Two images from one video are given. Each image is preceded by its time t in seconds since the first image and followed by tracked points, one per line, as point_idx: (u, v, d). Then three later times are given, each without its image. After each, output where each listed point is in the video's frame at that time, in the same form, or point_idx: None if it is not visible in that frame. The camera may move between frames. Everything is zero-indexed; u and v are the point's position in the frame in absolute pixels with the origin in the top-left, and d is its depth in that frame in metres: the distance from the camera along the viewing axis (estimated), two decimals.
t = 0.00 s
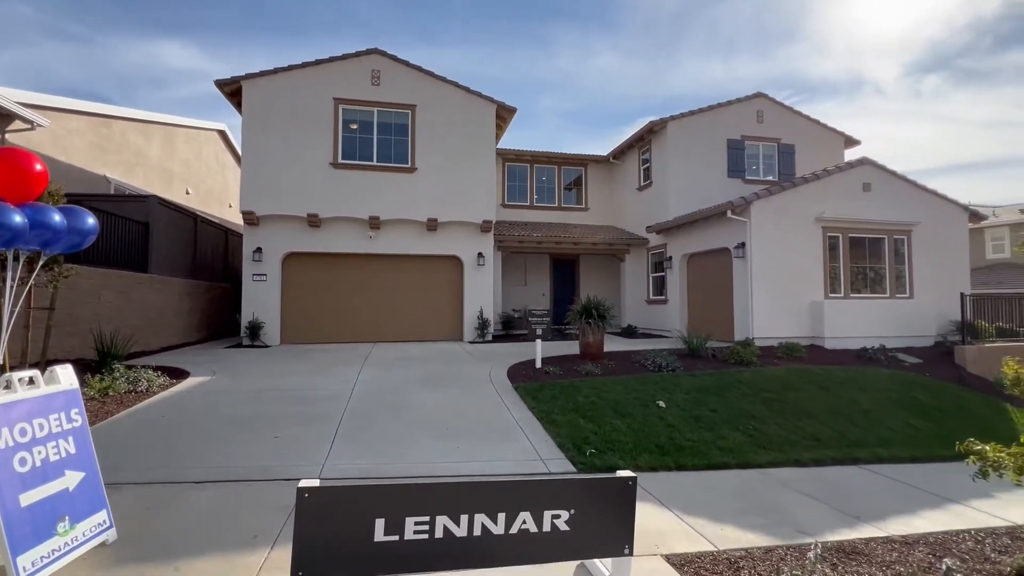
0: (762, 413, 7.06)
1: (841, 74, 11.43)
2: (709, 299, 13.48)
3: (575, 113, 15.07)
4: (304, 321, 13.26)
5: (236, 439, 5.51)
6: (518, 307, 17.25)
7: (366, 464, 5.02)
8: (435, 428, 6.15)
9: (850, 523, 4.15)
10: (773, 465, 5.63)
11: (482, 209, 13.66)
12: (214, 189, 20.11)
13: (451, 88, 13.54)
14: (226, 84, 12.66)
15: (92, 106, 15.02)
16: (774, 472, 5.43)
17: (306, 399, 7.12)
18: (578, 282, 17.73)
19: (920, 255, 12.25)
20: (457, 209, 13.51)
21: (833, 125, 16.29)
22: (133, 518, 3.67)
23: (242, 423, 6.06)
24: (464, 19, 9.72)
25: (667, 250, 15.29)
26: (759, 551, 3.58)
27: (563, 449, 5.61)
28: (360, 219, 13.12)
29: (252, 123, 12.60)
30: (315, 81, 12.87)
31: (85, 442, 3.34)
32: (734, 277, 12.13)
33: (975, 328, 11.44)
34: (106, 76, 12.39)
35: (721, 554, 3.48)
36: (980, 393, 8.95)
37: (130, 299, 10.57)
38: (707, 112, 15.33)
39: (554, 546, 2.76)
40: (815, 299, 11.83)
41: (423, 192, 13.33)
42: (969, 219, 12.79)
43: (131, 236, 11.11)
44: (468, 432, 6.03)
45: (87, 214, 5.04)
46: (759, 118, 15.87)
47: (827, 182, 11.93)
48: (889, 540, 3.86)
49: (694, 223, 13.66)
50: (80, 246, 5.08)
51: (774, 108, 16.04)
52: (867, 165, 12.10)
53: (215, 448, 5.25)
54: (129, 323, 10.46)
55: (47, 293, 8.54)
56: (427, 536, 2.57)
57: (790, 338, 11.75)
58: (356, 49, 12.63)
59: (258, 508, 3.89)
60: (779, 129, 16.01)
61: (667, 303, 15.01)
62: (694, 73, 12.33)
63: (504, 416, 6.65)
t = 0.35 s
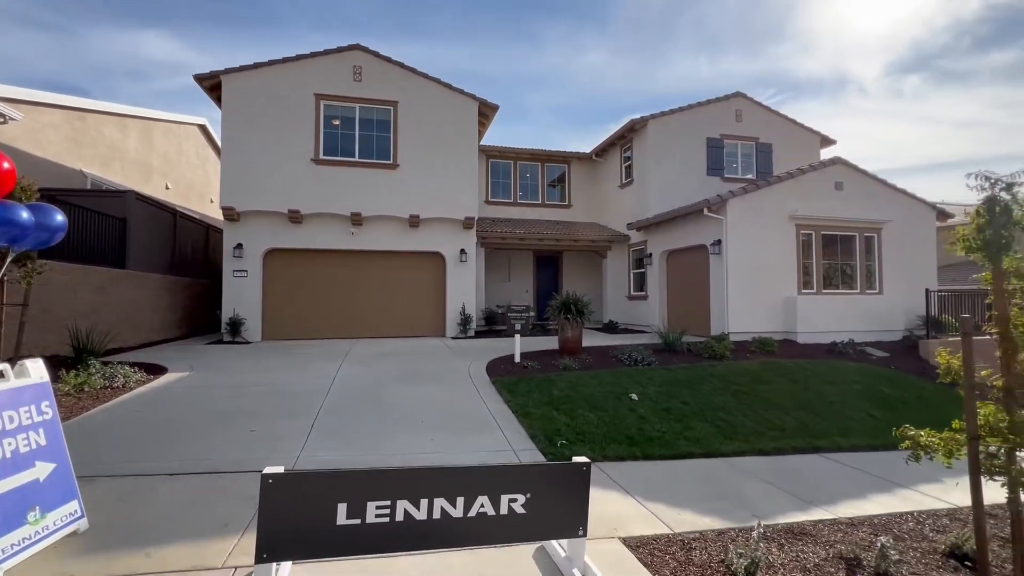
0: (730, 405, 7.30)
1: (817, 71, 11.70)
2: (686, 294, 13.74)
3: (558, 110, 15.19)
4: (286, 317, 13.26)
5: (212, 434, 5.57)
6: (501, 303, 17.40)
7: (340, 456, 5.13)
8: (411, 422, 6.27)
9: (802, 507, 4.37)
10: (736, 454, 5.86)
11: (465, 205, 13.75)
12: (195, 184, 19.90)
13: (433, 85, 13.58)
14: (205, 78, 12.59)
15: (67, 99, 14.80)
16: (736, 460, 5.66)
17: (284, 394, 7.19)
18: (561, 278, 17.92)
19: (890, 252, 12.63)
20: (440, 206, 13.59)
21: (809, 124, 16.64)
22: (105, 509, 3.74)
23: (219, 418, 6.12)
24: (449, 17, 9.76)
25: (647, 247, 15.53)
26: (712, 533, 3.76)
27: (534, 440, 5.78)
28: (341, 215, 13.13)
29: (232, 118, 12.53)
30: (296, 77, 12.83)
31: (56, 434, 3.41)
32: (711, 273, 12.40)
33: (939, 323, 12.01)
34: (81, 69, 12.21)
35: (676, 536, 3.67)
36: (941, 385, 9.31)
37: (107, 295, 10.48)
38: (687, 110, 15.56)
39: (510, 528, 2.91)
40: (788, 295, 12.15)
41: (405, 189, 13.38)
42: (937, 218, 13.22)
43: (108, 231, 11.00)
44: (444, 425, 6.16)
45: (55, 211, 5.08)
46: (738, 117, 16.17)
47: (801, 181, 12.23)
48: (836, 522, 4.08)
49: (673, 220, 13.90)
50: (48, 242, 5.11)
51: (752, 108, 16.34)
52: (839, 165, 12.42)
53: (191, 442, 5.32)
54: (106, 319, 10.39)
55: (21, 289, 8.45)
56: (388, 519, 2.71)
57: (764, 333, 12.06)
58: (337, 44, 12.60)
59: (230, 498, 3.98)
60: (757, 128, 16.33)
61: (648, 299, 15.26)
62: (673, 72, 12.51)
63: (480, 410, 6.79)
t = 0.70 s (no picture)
0: (696, 397, 7.54)
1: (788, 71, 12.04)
2: (661, 290, 14.00)
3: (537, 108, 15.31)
4: (261, 313, 13.16)
5: (179, 429, 5.58)
6: (481, 299, 17.48)
7: (308, 449, 5.19)
8: (382, 417, 6.35)
9: (753, 493, 4.57)
10: (697, 444, 6.08)
11: (443, 202, 13.79)
12: (169, 179, 19.54)
13: (411, 81, 13.58)
14: (177, 71, 12.43)
15: (33, 90, 14.47)
16: (696, 450, 5.87)
17: (255, 390, 7.21)
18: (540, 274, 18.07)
19: (856, 249, 13.04)
20: (418, 202, 13.61)
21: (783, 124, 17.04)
22: (65, 503, 3.76)
23: (187, 414, 6.11)
24: (428, 16, 9.78)
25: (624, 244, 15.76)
26: (664, 518, 3.92)
27: (502, 433, 5.91)
28: (318, 211, 13.07)
29: (206, 111, 12.36)
30: (271, 71, 12.71)
31: (12, 428, 3.41)
32: (684, 270, 12.66)
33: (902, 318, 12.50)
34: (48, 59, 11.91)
35: (628, 522, 3.82)
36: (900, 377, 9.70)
37: (75, 291, 10.30)
38: (664, 109, 15.85)
39: (462, 515, 3.01)
40: (758, 291, 12.48)
41: (382, 185, 13.36)
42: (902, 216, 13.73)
43: (76, 226, 10.81)
44: (414, 419, 6.25)
45: (7, 207, 4.98)
46: (713, 117, 16.49)
47: (772, 180, 12.55)
48: (783, 506, 4.28)
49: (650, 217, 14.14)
50: None
51: (727, 108, 16.69)
52: (808, 164, 12.77)
53: (157, 437, 5.32)
54: (74, 315, 10.22)
55: None
56: (342, 507, 2.80)
57: (735, 329, 12.37)
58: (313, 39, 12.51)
59: (194, 491, 4.03)
60: (732, 128, 16.67)
61: (624, 295, 15.51)
62: (651, 71, 12.74)
63: (451, 404, 6.89)
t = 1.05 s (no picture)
0: (662, 390, 7.71)
1: (761, 71, 12.32)
2: (635, 286, 14.20)
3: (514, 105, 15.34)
4: (232, 309, 12.96)
5: (138, 426, 5.51)
6: (458, 295, 17.49)
7: (270, 444, 5.17)
8: (348, 411, 6.34)
9: (707, 482, 4.71)
10: (660, 435, 6.23)
11: (419, 197, 13.74)
12: (138, 172, 19.10)
13: (386, 75, 13.48)
14: (143, 61, 12.14)
15: None
16: (658, 441, 6.02)
17: (221, 386, 7.14)
18: (517, 270, 18.13)
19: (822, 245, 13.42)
20: (393, 197, 13.54)
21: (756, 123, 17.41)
22: (10, 500, 3.69)
23: (148, 410, 6.03)
24: (403, 14, 9.77)
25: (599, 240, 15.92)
26: (617, 506, 4.03)
27: (467, 426, 5.96)
28: (290, 206, 12.90)
29: (174, 103, 12.10)
30: (242, 62, 12.48)
31: None
32: (656, 265, 12.87)
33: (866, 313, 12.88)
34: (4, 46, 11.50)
35: (581, 510, 3.92)
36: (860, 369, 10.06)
37: (35, 287, 10.01)
38: (640, 106, 16.07)
39: (411, 506, 3.05)
40: (729, 286, 12.75)
41: (357, 180, 13.25)
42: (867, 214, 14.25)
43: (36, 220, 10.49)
44: (381, 414, 6.26)
45: None
46: (687, 115, 16.75)
47: (743, 178, 12.83)
48: (734, 493, 4.43)
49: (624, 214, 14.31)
50: None
51: (702, 106, 16.98)
52: (777, 162, 13.05)
53: (115, 434, 5.25)
54: (34, 312, 9.94)
55: None
56: (288, 498, 2.82)
57: (706, 323, 12.63)
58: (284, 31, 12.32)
59: (147, 487, 4.00)
60: (706, 126, 16.96)
61: (600, 290, 15.68)
62: (627, 69, 12.91)
63: (419, 398, 6.92)
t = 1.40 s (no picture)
0: (629, 383, 7.79)
1: (735, 71, 12.48)
2: (609, 281, 14.30)
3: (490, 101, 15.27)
4: (200, 305, 12.67)
5: (89, 424, 5.36)
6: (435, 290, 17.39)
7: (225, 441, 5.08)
8: (311, 407, 6.26)
9: (664, 472, 4.77)
10: (623, 428, 6.30)
11: (393, 192, 13.61)
12: (104, 164, 18.52)
13: (359, 68, 13.29)
14: (104, 49, 11.75)
15: None
16: (621, 433, 6.08)
17: (180, 382, 6.98)
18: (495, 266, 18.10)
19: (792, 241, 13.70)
20: (367, 192, 13.38)
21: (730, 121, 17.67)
22: None
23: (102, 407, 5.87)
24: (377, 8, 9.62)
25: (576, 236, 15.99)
26: (571, 496, 4.05)
27: (431, 420, 5.94)
28: (260, 200, 12.65)
29: (138, 94, 11.75)
30: (209, 52, 12.17)
31: None
32: (630, 261, 12.98)
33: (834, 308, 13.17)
34: None
35: (535, 501, 3.94)
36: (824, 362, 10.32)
37: None
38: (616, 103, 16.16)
39: (355, 499, 3.03)
40: (701, 281, 12.94)
41: (329, 173, 13.05)
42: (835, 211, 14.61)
43: None
44: (344, 410, 6.20)
45: None
46: (663, 112, 16.90)
47: (715, 174, 12.99)
48: (688, 482, 4.50)
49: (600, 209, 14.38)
50: None
51: (678, 104, 17.15)
52: (748, 160, 13.26)
53: (63, 432, 5.10)
54: None
55: None
56: (225, 492, 2.77)
57: (678, 318, 12.79)
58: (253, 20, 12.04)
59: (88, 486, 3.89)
60: (681, 123, 17.12)
61: (576, 286, 15.75)
62: (605, 66, 12.96)
63: (385, 393, 6.87)
